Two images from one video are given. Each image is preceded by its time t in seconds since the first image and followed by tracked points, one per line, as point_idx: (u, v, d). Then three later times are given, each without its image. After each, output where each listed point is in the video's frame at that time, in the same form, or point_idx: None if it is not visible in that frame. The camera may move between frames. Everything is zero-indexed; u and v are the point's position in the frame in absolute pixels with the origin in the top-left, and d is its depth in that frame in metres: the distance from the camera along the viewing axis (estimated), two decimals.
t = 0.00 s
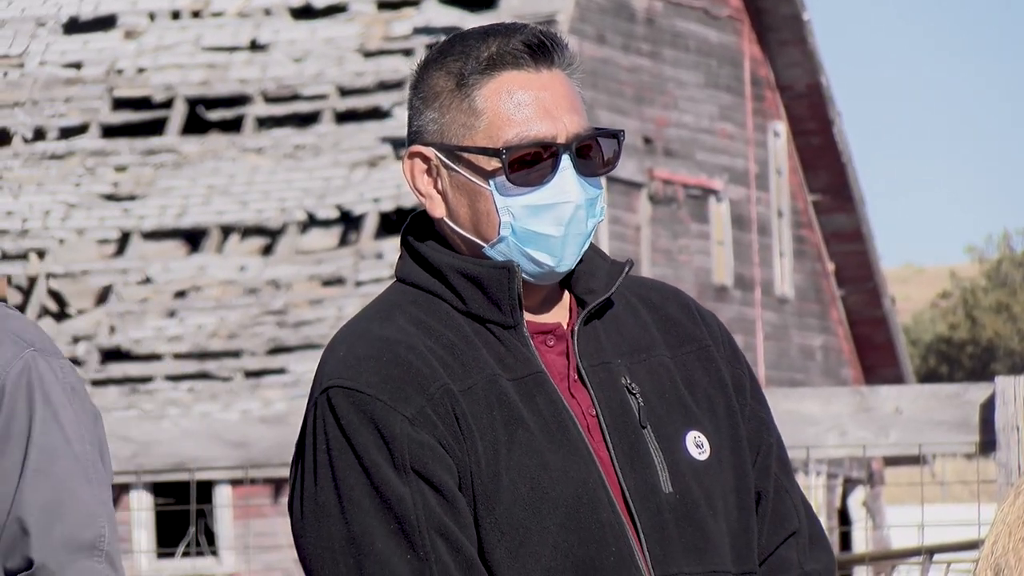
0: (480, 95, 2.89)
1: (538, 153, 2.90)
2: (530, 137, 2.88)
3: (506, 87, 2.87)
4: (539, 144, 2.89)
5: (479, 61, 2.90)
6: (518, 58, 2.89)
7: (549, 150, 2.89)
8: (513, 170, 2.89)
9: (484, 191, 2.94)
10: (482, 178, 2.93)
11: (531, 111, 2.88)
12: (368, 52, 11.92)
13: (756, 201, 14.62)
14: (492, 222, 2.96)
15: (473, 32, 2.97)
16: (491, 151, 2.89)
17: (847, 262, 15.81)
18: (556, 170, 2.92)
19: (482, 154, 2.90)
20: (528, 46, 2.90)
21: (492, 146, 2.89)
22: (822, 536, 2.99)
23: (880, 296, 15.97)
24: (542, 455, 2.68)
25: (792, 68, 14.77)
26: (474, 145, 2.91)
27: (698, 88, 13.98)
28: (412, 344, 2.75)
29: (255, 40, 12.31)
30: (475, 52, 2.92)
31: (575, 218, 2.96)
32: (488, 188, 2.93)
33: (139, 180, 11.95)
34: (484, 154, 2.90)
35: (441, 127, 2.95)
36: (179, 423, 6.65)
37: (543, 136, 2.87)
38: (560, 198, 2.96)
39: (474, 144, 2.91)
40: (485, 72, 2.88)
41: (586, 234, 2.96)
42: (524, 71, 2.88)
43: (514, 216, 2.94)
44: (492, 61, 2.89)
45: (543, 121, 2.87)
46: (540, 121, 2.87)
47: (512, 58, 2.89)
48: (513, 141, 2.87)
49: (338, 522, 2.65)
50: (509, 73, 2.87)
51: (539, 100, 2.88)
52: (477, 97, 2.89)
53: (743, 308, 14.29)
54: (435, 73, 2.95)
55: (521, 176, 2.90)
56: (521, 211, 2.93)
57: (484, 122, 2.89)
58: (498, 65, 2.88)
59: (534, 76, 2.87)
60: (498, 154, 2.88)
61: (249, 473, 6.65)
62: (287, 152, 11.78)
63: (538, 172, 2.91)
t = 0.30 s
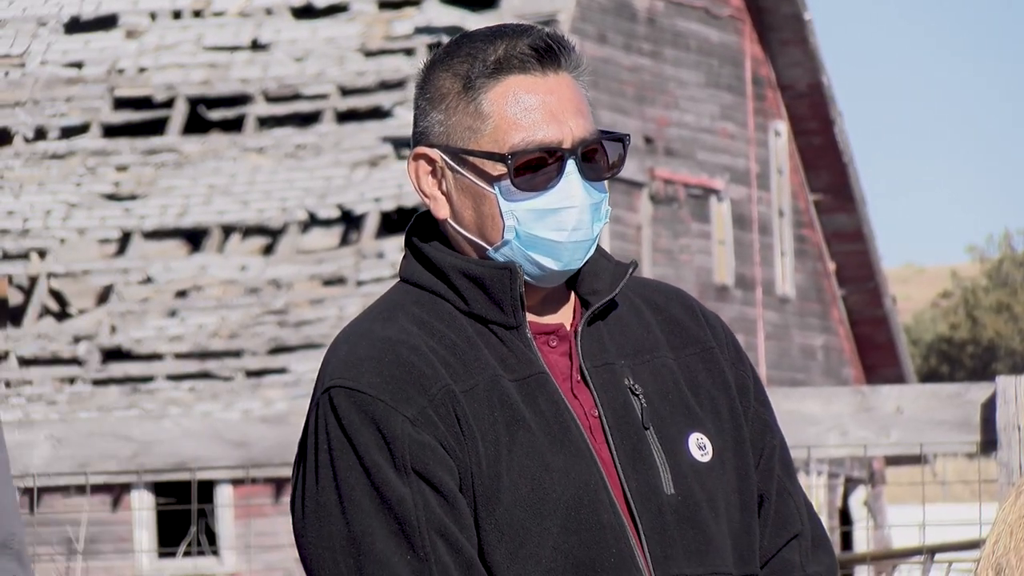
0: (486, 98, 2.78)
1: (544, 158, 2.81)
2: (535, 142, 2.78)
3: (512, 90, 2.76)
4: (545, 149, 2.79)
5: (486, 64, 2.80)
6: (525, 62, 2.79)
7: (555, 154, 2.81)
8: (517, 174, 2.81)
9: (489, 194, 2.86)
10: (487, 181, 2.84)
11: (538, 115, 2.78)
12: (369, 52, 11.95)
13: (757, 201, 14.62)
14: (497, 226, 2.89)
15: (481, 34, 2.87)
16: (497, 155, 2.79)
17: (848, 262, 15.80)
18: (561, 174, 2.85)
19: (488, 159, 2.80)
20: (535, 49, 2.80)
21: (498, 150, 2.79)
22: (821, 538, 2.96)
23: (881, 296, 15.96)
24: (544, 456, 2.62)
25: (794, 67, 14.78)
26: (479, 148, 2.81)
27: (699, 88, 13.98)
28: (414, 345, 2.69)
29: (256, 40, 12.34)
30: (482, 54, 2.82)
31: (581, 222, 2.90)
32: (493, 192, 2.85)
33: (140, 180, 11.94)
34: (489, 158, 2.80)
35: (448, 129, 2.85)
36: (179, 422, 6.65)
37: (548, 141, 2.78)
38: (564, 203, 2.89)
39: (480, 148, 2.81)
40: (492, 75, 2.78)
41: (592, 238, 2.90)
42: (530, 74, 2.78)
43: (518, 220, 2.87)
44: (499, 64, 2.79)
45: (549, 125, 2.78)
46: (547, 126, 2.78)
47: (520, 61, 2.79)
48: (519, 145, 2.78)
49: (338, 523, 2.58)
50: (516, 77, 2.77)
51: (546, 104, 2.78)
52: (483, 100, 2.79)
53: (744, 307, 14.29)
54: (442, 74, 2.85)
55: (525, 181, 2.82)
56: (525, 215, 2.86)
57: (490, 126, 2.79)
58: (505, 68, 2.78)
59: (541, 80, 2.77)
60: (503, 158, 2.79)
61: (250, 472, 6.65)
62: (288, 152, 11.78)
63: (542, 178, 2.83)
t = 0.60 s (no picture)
0: (489, 102, 2.77)
1: (547, 163, 2.80)
2: (539, 146, 2.77)
3: (516, 93, 2.75)
4: (549, 154, 2.79)
5: (490, 68, 2.78)
6: (529, 66, 2.77)
7: (559, 159, 2.80)
8: (520, 179, 2.80)
9: (492, 198, 2.85)
10: (491, 186, 2.84)
11: (542, 119, 2.77)
12: (369, 51, 11.96)
13: (757, 200, 14.62)
14: (499, 230, 2.88)
15: (486, 34, 2.85)
16: (500, 161, 2.79)
17: (848, 261, 15.80)
18: (564, 178, 2.84)
19: (491, 163, 2.80)
20: (539, 54, 2.78)
21: (502, 154, 2.78)
22: (820, 538, 2.96)
23: (882, 296, 15.95)
24: (545, 456, 2.62)
25: (794, 67, 14.79)
26: (483, 153, 2.80)
27: (699, 87, 13.97)
28: (415, 346, 2.68)
29: (256, 39, 12.35)
30: (487, 57, 2.81)
31: (584, 225, 2.89)
32: (497, 197, 2.85)
33: (140, 180, 11.95)
34: (493, 164, 2.80)
35: (450, 132, 2.84)
36: (180, 422, 6.65)
37: (551, 146, 2.77)
38: (567, 207, 2.89)
39: (483, 152, 2.80)
40: (496, 79, 2.77)
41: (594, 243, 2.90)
42: (535, 78, 2.76)
43: (520, 224, 2.86)
44: (504, 68, 2.77)
45: (553, 130, 2.77)
46: (551, 131, 2.77)
47: (524, 65, 2.77)
48: (523, 151, 2.77)
49: (340, 523, 2.58)
50: (520, 81, 2.76)
51: (549, 109, 2.77)
52: (486, 105, 2.78)
53: (745, 307, 14.29)
54: (446, 75, 2.84)
55: (528, 186, 2.81)
56: (527, 220, 2.86)
57: (494, 130, 2.78)
58: (509, 71, 2.77)
59: (545, 84, 2.76)
60: (508, 164, 2.78)
61: (250, 472, 6.66)
62: (288, 151, 11.78)
63: (544, 182, 2.82)
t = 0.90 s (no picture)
0: (489, 104, 2.77)
1: (547, 165, 2.80)
2: (539, 149, 2.77)
3: (516, 95, 2.75)
4: (548, 157, 2.78)
5: (491, 69, 2.78)
6: (530, 68, 2.77)
7: (557, 161, 2.80)
8: (520, 182, 2.80)
9: (491, 200, 2.85)
10: (490, 187, 2.83)
11: (542, 121, 2.77)
12: (369, 51, 11.97)
13: (757, 200, 14.62)
14: (497, 231, 2.88)
15: (486, 36, 2.85)
16: (500, 163, 2.78)
17: (848, 261, 15.79)
18: (564, 181, 2.84)
19: (491, 165, 2.80)
20: (540, 56, 2.78)
21: (501, 157, 2.78)
22: (818, 537, 2.96)
23: (882, 296, 15.95)
24: (546, 456, 2.62)
25: (794, 67, 14.79)
26: (483, 154, 2.80)
27: (699, 87, 13.97)
28: (416, 345, 2.68)
29: (256, 39, 12.36)
30: (488, 58, 2.80)
31: (582, 228, 2.89)
32: (495, 198, 2.84)
33: (140, 179, 11.95)
34: (493, 165, 2.80)
35: (450, 132, 2.84)
36: (180, 421, 6.64)
37: (551, 149, 2.77)
38: (566, 209, 2.88)
39: (483, 153, 2.80)
40: (497, 80, 2.77)
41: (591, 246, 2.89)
42: (536, 80, 2.76)
43: (519, 226, 2.86)
44: (505, 69, 2.77)
45: (553, 133, 2.77)
46: (551, 133, 2.77)
47: (525, 66, 2.77)
48: (523, 152, 2.77)
49: (342, 522, 2.58)
50: (521, 82, 2.75)
51: (549, 111, 2.77)
52: (487, 106, 2.78)
53: (745, 307, 14.29)
54: (447, 76, 2.84)
55: (528, 188, 2.81)
56: (526, 222, 2.85)
57: (494, 132, 2.78)
58: (510, 73, 2.77)
59: (545, 86, 2.75)
60: (507, 166, 2.78)
61: (250, 472, 6.66)
62: (288, 151, 11.78)
63: (544, 185, 2.82)
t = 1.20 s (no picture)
0: (492, 104, 2.77)
1: (548, 167, 2.80)
2: (540, 151, 2.77)
3: (518, 96, 2.75)
4: (549, 159, 2.79)
5: (493, 70, 2.78)
6: (533, 69, 2.77)
7: (559, 164, 2.80)
8: (521, 182, 2.80)
9: (493, 201, 2.85)
10: (491, 189, 2.83)
11: (544, 123, 2.77)
12: (370, 51, 11.97)
13: (757, 200, 14.62)
14: (498, 232, 2.88)
15: (490, 36, 2.85)
16: (500, 164, 2.79)
17: (849, 261, 15.80)
18: (564, 184, 2.84)
19: (491, 165, 2.80)
20: (543, 57, 2.78)
21: (502, 158, 2.79)
22: (817, 539, 2.97)
23: (882, 295, 15.94)
24: (546, 457, 2.63)
25: (794, 67, 14.79)
26: (485, 155, 2.80)
27: (699, 87, 13.97)
28: (416, 346, 2.68)
29: (257, 39, 12.36)
30: (491, 59, 2.81)
31: (583, 230, 2.89)
32: (497, 199, 2.84)
33: (140, 179, 11.95)
34: (494, 166, 2.80)
35: (452, 132, 2.85)
36: (180, 421, 6.64)
37: (552, 151, 2.77)
38: (567, 211, 2.88)
39: (484, 154, 2.80)
40: (499, 81, 2.77)
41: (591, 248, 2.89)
42: (538, 81, 2.76)
43: (519, 227, 2.86)
44: (508, 70, 2.77)
45: (554, 134, 2.77)
46: (553, 135, 2.77)
47: (528, 68, 2.77)
48: (524, 154, 2.77)
49: (341, 522, 2.58)
50: (524, 84, 2.75)
51: (551, 112, 2.77)
52: (489, 107, 2.78)
53: (745, 306, 14.29)
54: (450, 75, 2.84)
55: (529, 190, 2.81)
56: (527, 224, 2.85)
57: (495, 133, 2.78)
58: (512, 74, 2.77)
59: (548, 87, 2.75)
60: (508, 168, 2.78)
61: (250, 471, 6.66)
62: (289, 151, 11.78)
63: (545, 186, 2.82)
